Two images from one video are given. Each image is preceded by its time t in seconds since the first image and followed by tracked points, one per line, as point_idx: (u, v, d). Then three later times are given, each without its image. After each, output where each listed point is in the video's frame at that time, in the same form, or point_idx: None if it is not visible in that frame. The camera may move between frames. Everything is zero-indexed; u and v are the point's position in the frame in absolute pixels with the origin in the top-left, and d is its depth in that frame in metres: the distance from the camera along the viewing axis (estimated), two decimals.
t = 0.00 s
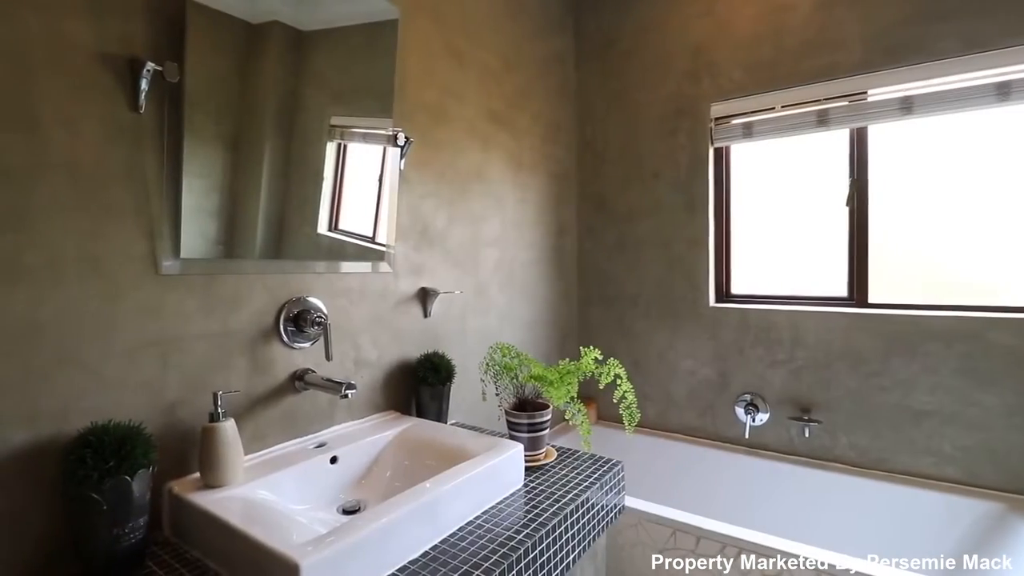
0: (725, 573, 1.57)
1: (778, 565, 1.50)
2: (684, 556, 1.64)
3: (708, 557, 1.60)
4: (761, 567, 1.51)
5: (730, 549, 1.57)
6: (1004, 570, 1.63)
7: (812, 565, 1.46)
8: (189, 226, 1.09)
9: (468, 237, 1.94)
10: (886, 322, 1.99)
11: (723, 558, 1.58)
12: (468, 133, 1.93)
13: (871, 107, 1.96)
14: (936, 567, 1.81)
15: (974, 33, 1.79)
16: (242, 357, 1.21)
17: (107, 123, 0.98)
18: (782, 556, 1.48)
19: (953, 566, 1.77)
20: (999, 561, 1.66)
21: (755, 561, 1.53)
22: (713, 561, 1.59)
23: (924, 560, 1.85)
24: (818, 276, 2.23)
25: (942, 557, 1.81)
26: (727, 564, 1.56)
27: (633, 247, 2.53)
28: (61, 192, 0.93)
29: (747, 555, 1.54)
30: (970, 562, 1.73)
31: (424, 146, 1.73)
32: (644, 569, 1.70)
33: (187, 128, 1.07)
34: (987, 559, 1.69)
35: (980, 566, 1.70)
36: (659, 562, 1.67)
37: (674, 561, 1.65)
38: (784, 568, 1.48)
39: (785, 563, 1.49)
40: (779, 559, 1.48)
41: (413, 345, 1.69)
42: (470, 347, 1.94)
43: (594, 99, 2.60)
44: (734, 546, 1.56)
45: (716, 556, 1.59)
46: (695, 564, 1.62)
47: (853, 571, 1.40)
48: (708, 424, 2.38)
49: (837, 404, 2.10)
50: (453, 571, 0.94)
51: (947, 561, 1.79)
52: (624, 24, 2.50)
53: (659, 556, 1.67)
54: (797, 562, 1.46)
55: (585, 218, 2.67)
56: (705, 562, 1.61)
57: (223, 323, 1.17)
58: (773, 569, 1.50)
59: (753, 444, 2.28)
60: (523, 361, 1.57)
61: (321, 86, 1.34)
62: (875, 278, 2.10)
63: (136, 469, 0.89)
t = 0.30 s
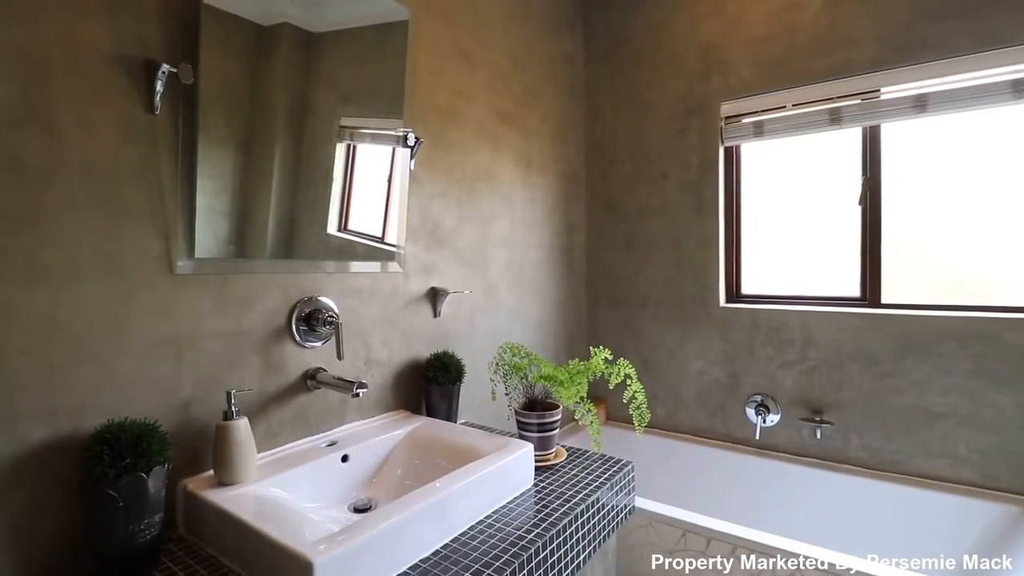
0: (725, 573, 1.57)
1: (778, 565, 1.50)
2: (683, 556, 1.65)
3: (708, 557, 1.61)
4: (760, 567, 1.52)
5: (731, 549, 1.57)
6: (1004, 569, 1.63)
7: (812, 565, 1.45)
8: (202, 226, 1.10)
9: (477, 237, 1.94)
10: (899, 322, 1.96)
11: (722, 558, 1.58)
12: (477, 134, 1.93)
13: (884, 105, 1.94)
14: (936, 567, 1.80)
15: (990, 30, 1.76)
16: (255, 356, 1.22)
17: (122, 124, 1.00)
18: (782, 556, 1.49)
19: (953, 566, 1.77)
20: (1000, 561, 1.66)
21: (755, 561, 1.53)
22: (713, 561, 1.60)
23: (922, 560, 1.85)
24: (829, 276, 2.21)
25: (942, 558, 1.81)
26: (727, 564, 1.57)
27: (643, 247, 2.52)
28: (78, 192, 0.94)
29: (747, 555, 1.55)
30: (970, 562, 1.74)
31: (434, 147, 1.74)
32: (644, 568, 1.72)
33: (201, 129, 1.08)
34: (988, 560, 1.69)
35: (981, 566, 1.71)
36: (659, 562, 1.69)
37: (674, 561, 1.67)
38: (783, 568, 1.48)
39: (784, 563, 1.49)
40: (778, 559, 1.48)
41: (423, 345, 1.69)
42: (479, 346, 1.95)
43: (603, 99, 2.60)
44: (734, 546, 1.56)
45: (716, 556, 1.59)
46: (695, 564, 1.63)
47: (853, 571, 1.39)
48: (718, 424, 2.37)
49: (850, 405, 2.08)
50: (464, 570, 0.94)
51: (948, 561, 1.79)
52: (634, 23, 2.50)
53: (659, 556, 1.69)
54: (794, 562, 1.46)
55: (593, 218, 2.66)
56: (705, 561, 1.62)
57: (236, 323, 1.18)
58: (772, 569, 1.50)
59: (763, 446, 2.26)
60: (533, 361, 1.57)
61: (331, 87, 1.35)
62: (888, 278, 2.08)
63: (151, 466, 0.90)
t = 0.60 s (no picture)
0: (725, 573, 1.59)
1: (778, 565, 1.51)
2: (684, 556, 1.66)
3: (709, 557, 1.62)
4: (761, 566, 1.53)
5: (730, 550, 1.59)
6: (1005, 570, 1.69)
7: (812, 565, 1.46)
8: (217, 227, 1.12)
9: (487, 238, 1.95)
10: (912, 324, 1.94)
11: (723, 558, 1.60)
12: (487, 135, 1.94)
13: (897, 104, 1.92)
14: (935, 567, 1.83)
15: (1005, 28, 1.74)
16: (269, 356, 1.24)
17: (139, 127, 1.01)
18: (782, 556, 1.49)
19: (953, 566, 1.80)
20: (999, 561, 1.72)
21: (755, 561, 1.54)
22: (713, 561, 1.62)
23: (922, 559, 1.87)
24: (842, 277, 2.19)
25: (941, 557, 1.83)
26: (727, 564, 1.59)
27: (653, 247, 2.51)
28: (97, 194, 0.96)
29: (747, 555, 1.56)
30: (969, 561, 1.78)
31: (444, 148, 1.75)
32: (643, 568, 1.74)
33: (216, 132, 1.10)
34: (987, 559, 1.75)
35: (980, 566, 1.76)
36: (659, 562, 1.71)
37: (674, 561, 1.68)
38: (784, 568, 1.49)
39: (785, 563, 1.50)
40: (779, 559, 1.49)
41: (433, 345, 1.70)
42: (489, 346, 1.95)
43: (612, 99, 2.59)
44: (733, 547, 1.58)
45: (716, 557, 1.61)
46: (695, 564, 1.65)
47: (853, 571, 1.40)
48: (729, 426, 2.35)
49: (862, 407, 2.06)
50: (476, 570, 0.94)
51: (947, 560, 1.82)
52: (643, 23, 2.49)
53: (659, 556, 1.70)
54: (796, 562, 1.47)
55: (603, 218, 2.66)
56: (705, 562, 1.63)
57: (250, 323, 1.20)
58: (773, 568, 1.51)
59: (774, 447, 2.24)
60: (543, 361, 1.57)
61: (344, 90, 1.36)
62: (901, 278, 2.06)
63: (168, 465, 0.91)
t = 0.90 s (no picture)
0: (724, 572, 1.60)
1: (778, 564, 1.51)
2: (684, 556, 1.68)
3: (708, 557, 1.63)
4: (761, 566, 1.53)
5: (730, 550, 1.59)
6: (1005, 570, 1.72)
7: (811, 565, 1.46)
8: (233, 228, 1.13)
9: (498, 238, 1.95)
10: (927, 325, 1.92)
11: (723, 558, 1.61)
12: (498, 135, 1.94)
13: (912, 102, 1.90)
14: (935, 566, 1.84)
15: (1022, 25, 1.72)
16: (283, 356, 1.25)
17: (157, 129, 1.03)
18: (782, 556, 1.50)
19: (953, 566, 1.81)
20: (999, 561, 1.74)
21: (755, 561, 1.55)
22: (713, 561, 1.63)
23: (922, 559, 1.87)
24: (855, 277, 2.17)
25: (941, 557, 1.84)
26: (727, 564, 1.60)
27: (663, 247, 2.50)
28: (116, 196, 0.98)
29: (747, 555, 1.57)
30: (969, 561, 1.78)
31: (455, 149, 1.76)
32: (643, 568, 1.75)
33: (232, 134, 1.11)
34: (987, 559, 1.76)
35: (980, 566, 1.76)
36: (659, 562, 1.72)
37: (675, 561, 1.70)
38: (783, 568, 1.50)
39: (784, 563, 1.51)
40: (778, 559, 1.50)
41: (445, 345, 1.71)
42: (500, 346, 1.95)
43: (622, 99, 2.59)
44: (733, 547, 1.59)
45: (716, 557, 1.62)
46: (695, 564, 1.66)
47: (853, 571, 1.41)
48: (740, 427, 2.34)
49: (876, 409, 2.04)
50: (489, 570, 0.95)
51: (947, 560, 1.83)
52: (653, 23, 2.49)
53: (659, 556, 1.72)
54: (794, 562, 1.47)
55: (613, 218, 2.66)
56: (705, 562, 1.64)
57: (264, 323, 1.21)
58: (772, 568, 1.52)
59: (787, 449, 2.23)
60: (554, 362, 1.57)
61: (356, 92, 1.37)
62: (915, 279, 2.03)
63: (186, 463, 0.92)
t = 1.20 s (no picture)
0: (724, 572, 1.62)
1: (777, 565, 1.52)
2: (683, 557, 1.70)
3: (709, 558, 1.65)
4: (761, 566, 1.54)
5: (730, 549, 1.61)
6: (1006, 571, 1.73)
7: (812, 565, 1.48)
8: (250, 229, 1.14)
9: (509, 238, 1.96)
10: (944, 326, 1.90)
11: (723, 558, 1.62)
12: (510, 136, 1.95)
13: (928, 101, 1.88)
14: (936, 566, 1.86)
15: None
16: (299, 356, 1.26)
17: (177, 132, 1.04)
18: (782, 556, 1.51)
19: (953, 566, 1.83)
20: (999, 561, 1.75)
21: (756, 561, 1.56)
22: (713, 561, 1.64)
23: (922, 559, 1.89)
24: (870, 278, 2.15)
25: (941, 557, 1.85)
26: (727, 564, 1.61)
27: (675, 247, 2.49)
28: (136, 197, 0.99)
29: (747, 555, 1.58)
30: (969, 561, 1.80)
31: (467, 150, 1.76)
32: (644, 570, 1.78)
33: (249, 136, 1.13)
34: (987, 559, 1.77)
35: (980, 566, 1.78)
36: (659, 562, 1.75)
37: (675, 561, 1.72)
38: (785, 568, 1.51)
39: (785, 563, 1.52)
40: (779, 560, 1.51)
41: (457, 345, 1.72)
42: (511, 346, 1.96)
43: (633, 99, 2.58)
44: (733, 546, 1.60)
45: (716, 557, 1.64)
46: (695, 564, 1.68)
47: (854, 569, 1.43)
48: (753, 428, 2.32)
49: (891, 411, 2.02)
50: (504, 569, 0.95)
51: (947, 560, 1.84)
52: (665, 22, 2.48)
53: (659, 556, 1.75)
54: (795, 562, 1.49)
55: (624, 219, 2.65)
56: (705, 562, 1.66)
57: (281, 323, 1.22)
58: (773, 569, 1.53)
59: (800, 451, 2.21)
60: (566, 362, 1.57)
61: (370, 95, 1.39)
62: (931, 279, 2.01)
63: (205, 460, 0.94)
